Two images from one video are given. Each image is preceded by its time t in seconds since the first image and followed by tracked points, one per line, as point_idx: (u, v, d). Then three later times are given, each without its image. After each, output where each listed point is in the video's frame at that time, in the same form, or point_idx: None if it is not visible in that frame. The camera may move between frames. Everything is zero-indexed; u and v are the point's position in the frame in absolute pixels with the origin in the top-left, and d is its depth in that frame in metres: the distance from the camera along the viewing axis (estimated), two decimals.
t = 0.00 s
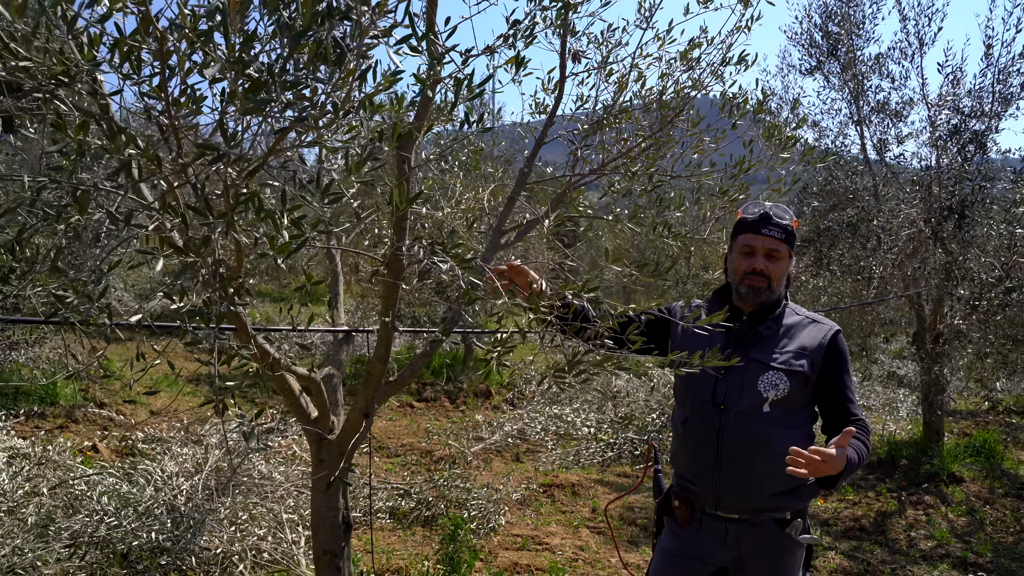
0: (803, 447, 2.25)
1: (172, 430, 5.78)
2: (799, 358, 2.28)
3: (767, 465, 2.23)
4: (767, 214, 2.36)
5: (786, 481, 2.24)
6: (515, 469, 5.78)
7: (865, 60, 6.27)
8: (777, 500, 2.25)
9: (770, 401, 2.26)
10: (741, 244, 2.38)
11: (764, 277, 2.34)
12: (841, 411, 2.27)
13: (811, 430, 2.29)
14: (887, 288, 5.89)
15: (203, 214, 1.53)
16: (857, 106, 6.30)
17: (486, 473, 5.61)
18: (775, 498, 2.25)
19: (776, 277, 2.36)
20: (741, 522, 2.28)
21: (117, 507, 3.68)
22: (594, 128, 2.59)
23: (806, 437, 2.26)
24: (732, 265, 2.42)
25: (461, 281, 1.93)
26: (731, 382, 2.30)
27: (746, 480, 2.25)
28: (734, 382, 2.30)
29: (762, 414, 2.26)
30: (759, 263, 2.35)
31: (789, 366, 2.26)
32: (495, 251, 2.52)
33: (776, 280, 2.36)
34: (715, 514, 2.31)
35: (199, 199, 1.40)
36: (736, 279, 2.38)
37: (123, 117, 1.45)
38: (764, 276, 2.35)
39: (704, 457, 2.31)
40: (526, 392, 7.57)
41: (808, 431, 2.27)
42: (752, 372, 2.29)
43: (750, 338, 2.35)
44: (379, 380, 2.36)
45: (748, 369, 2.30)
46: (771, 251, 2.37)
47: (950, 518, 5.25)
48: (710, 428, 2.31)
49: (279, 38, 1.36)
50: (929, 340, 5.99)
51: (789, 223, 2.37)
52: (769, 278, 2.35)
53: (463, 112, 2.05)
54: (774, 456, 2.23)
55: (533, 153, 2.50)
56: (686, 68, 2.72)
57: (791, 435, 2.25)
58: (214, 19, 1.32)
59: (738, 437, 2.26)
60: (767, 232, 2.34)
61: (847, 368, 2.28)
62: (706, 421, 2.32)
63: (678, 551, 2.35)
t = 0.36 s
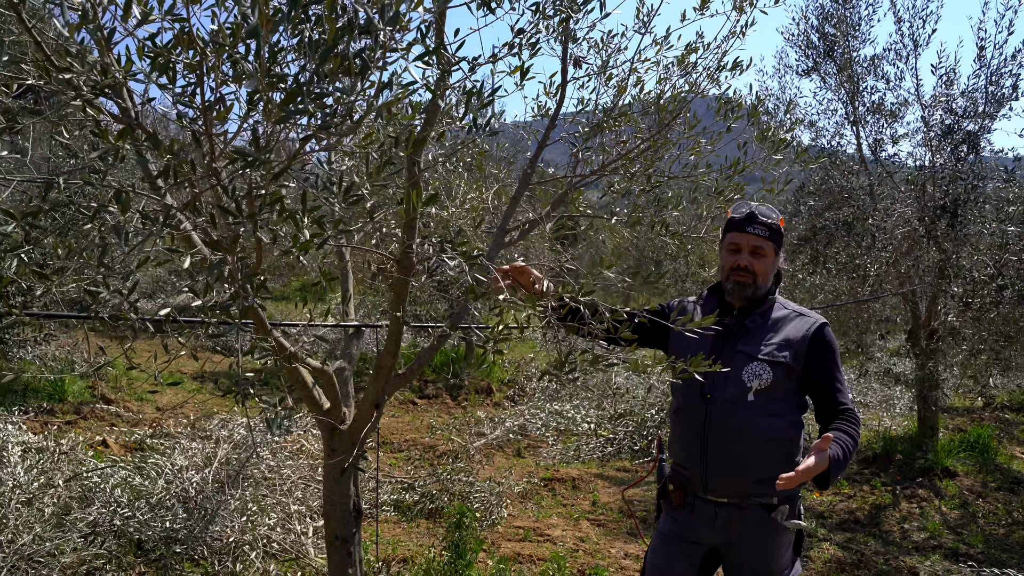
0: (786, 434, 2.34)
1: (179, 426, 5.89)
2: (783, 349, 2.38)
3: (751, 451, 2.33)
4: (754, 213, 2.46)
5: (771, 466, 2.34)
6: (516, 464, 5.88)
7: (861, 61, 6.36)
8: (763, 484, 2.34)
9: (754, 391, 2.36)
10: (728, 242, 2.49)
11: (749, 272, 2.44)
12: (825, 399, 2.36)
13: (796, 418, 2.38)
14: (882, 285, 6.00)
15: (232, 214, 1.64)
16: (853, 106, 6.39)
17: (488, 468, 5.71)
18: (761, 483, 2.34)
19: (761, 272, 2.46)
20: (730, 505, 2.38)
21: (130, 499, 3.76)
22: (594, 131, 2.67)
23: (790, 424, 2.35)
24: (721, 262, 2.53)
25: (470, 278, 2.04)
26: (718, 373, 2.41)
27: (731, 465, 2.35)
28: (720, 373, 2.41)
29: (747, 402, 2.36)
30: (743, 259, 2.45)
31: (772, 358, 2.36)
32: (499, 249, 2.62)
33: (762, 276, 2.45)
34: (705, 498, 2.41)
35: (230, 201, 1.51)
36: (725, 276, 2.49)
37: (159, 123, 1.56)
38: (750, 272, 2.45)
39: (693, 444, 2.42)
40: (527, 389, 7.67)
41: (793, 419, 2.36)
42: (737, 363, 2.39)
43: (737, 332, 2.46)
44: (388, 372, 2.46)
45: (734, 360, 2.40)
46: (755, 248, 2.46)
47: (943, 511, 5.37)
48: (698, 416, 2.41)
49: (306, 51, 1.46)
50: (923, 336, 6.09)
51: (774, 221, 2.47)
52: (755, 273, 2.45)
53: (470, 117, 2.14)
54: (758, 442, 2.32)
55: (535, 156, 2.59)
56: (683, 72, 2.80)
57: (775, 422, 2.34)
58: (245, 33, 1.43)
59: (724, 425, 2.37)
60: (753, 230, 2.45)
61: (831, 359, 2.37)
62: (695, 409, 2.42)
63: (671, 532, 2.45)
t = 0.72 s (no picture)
0: (779, 422, 2.44)
1: (185, 420, 6.00)
2: (775, 342, 2.48)
3: (744, 437, 2.43)
4: (753, 211, 2.55)
5: (764, 451, 2.44)
6: (517, 457, 5.98)
7: (857, 61, 6.45)
8: (756, 469, 2.45)
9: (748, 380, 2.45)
10: (726, 238, 2.58)
11: (747, 268, 2.54)
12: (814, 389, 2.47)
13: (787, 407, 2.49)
14: (877, 282, 6.11)
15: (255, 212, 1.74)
16: (848, 105, 6.48)
17: (488, 460, 5.81)
18: (753, 469, 2.45)
19: (757, 268, 2.56)
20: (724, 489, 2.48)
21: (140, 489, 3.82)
22: (594, 131, 2.75)
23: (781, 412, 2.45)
24: (717, 258, 2.62)
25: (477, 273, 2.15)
26: (713, 364, 2.50)
27: (726, 451, 2.45)
28: (715, 363, 2.50)
29: (741, 391, 2.45)
30: (744, 257, 2.55)
31: (765, 350, 2.46)
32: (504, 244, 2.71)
33: (758, 271, 2.56)
34: (700, 482, 2.51)
35: (256, 201, 1.62)
36: (722, 271, 2.58)
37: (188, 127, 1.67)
38: (746, 268, 2.55)
39: (690, 431, 2.51)
40: (527, 384, 7.77)
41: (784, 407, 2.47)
42: (732, 354, 2.49)
43: (731, 325, 2.55)
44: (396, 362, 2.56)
45: (729, 351, 2.50)
46: (755, 246, 2.56)
47: (935, 503, 5.49)
48: (694, 404, 2.51)
49: (328, 59, 1.57)
50: (917, 332, 6.21)
51: (772, 221, 2.57)
52: (749, 269, 2.55)
53: (475, 119, 2.23)
54: (752, 429, 2.43)
55: (537, 155, 2.68)
56: (681, 74, 2.88)
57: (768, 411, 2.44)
58: (271, 43, 1.54)
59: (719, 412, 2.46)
60: (753, 229, 2.54)
61: (821, 351, 2.48)
62: (691, 398, 2.52)
63: (668, 516, 2.53)
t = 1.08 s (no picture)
0: (777, 409, 2.54)
1: (193, 414, 6.10)
2: (772, 332, 2.58)
3: (745, 423, 2.53)
4: (748, 207, 2.65)
5: (763, 437, 2.54)
6: (519, 450, 6.09)
7: (854, 60, 6.55)
8: (756, 453, 2.55)
9: (747, 370, 2.55)
10: (724, 233, 2.68)
11: (744, 260, 2.65)
12: (811, 377, 2.57)
13: (785, 394, 2.59)
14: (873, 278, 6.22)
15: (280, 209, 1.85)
16: (845, 104, 6.58)
17: (491, 453, 5.92)
18: (754, 453, 2.55)
19: (752, 260, 2.66)
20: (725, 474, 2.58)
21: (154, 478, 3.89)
22: (596, 131, 2.84)
23: (779, 399, 2.56)
24: (714, 251, 2.72)
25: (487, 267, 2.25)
26: (713, 354, 2.60)
27: (728, 436, 2.55)
28: (715, 353, 2.59)
29: (740, 380, 2.55)
30: (737, 246, 2.65)
31: (763, 340, 2.56)
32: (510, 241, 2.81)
33: (754, 264, 2.66)
34: (702, 467, 2.61)
35: (282, 198, 1.73)
36: (719, 264, 2.68)
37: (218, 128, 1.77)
38: (742, 260, 2.65)
39: (692, 419, 2.61)
40: (529, 380, 7.87)
41: (782, 394, 2.57)
42: (731, 345, 2.59)
43: (729, 317, 2.64)
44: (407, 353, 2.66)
45: (728, 342, 2.59)
46: (748, 237, 2.66)
47: (930, 494, 5.60)
48: (695, 393, 2.60)
49: (352, 67, 1.69)
50: (913, 328, 6.32)
51: (766, 216, 2.67)
52: (746, 261, 2.66)
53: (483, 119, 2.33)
54: (752, 416, 2.53)
55: (541, 154, 2.77)
56: (680, 75, 2.97)
57: (767, 398, 2.54)
58: (298, 50, 1.64)
59: (720, 400, 2.56)
60: (746, 221, 2.65)
61: (816, 340, 2.58)
62: (692, 387, 2.61)
63: (670, 500, 2.62)
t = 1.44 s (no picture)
0: (779, 396, 2.65)
1: (202, 408, 6.21)
2: (774, 324, 2.70)
3: (751, 410, 2.62)
4: (750, 207, 2.74)
5: (766, 423, 2.64)
6: (522, 443, 6.20)
7: (851, 60, 6.66)
8: (759, 440, 2.64)
9: (752, 360, 2.65)
10: (727, 232, 2.76)
11: (745, 257, 2.73)
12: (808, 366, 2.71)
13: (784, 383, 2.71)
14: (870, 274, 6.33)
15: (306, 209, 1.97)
16: (843, 103, 6.68)
17: (495, 446, 6.04)
18: (758, 439, 2.64)
19: (755, 258, 2.76)
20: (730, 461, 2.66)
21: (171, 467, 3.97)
22: (600, 131, 2.93)
23: (781, 388, 2.67)
24: (717, 248, 2.81)
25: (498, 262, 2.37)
26: (719, 345, 2.68)
27: (735, 424, 2.63)
28: (721, 345, 2.68)
29: (746, 370, 2.65)
30: (742, 246, 2.73)
31: (765, 332, 2.68)
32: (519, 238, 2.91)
33: (756, 261, 2.75)
34: (707, 455, 2.67)
35: (310, 197, 1.84)
36: (722, 260, 2.77)
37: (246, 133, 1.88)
38: (746, 257, 2.74)
39: (699, 408, 2.67)
40: (531, 375, 7.97)
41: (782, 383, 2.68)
42: (736, 337, 2.68)
43: (732, 310, 2.74)
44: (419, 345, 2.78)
45: (733, 334, 2.69)
46: (752, 238, 2.75)
47: (925, 486, 5.73)
48: (702, 383, 2.67)
49: (376, 77, 1.81)
50: (910, 323, 6.43)
51: (768, 217, 2.77)
52: (749, 258, 2.74)
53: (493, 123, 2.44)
54: (757, 403, 2.62)
55: (548, 153, 2.87)
56: (682, 77, 3.05)
57: (771, 387, 2.64)
58: (326, 59, 1.76)
59: (728, 389, 2.64)
60: (751, 222, 2.74)
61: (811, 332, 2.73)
62: (699, 377, 2.68)
63: (676, 486, 2.68)
